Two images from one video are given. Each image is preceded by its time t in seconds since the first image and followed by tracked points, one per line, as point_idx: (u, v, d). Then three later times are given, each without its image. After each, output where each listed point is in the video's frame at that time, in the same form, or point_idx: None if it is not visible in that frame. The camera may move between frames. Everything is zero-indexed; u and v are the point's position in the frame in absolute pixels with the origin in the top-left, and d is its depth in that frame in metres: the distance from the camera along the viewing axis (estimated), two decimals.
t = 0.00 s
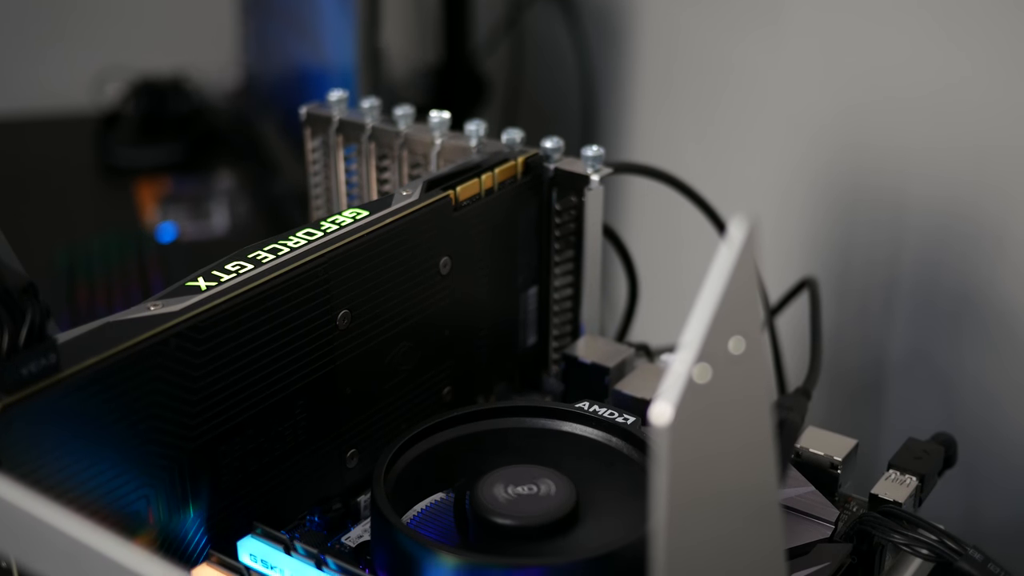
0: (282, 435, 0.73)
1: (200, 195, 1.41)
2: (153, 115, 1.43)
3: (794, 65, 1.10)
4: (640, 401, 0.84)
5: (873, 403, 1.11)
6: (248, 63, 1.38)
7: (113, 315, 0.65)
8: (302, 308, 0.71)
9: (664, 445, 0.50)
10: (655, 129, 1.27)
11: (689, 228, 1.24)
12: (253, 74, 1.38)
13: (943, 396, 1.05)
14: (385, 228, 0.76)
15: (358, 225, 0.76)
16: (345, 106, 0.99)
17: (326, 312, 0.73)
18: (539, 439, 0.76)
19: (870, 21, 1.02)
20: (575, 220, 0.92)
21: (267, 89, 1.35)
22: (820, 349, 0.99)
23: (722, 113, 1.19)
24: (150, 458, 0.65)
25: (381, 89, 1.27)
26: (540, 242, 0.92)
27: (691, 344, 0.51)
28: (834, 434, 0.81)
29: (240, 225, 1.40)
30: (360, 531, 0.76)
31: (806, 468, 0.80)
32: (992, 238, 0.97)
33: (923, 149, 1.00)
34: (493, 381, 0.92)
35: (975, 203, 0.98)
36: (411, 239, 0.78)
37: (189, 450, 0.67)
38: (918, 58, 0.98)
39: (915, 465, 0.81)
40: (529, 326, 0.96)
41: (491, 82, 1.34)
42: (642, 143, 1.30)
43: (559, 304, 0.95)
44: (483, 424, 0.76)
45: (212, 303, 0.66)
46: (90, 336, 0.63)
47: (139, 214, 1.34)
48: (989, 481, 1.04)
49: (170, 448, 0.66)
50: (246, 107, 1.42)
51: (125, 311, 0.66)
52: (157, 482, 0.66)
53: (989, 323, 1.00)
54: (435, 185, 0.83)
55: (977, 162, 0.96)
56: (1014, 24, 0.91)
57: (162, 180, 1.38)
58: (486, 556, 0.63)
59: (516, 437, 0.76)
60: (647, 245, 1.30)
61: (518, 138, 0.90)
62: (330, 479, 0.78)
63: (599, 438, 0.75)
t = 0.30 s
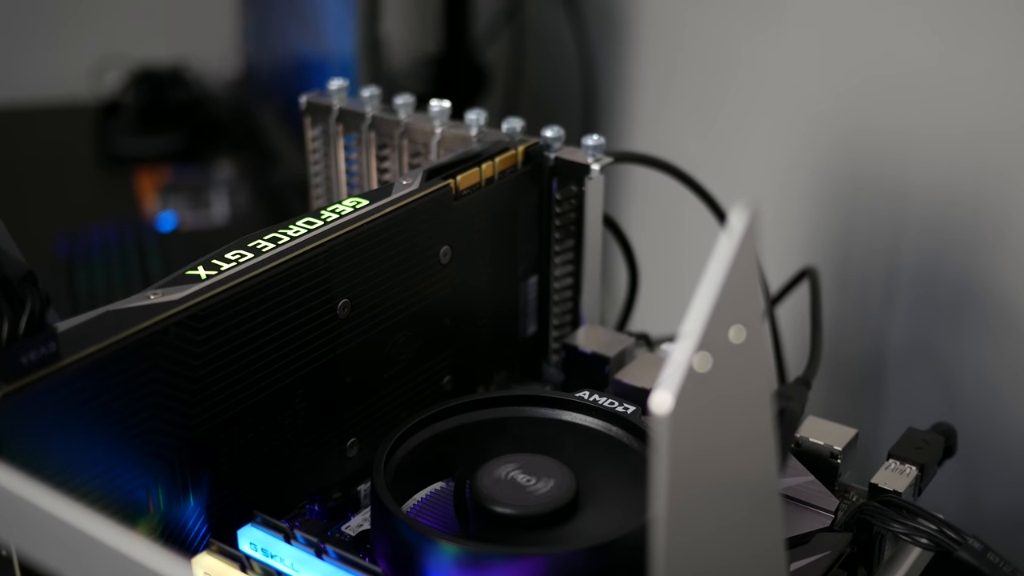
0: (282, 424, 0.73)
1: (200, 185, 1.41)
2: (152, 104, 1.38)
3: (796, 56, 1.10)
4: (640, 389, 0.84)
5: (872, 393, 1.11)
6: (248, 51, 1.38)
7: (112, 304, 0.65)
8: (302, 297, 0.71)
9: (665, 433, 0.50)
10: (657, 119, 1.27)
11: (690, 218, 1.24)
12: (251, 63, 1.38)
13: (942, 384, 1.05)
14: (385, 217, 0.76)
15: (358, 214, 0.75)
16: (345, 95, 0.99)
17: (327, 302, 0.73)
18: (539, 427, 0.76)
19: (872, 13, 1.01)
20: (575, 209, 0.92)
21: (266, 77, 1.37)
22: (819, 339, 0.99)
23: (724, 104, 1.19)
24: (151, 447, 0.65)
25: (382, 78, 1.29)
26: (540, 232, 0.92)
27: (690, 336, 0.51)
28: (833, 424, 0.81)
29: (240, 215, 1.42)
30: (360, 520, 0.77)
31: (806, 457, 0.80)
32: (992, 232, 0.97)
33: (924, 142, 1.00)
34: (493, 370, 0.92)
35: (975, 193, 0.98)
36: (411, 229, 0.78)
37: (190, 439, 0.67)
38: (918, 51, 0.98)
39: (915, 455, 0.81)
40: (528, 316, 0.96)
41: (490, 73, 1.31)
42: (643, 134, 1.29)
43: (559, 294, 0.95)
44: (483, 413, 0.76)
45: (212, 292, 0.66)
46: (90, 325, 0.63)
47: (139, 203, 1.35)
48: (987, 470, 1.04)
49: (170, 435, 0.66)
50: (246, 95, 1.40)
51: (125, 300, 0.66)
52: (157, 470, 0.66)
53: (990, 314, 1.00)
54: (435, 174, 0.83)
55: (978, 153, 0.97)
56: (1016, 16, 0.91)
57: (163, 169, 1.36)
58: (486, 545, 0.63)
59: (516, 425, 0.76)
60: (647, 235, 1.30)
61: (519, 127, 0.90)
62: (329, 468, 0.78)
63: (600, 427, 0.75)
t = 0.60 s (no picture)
0: (282, 411, 0.73)
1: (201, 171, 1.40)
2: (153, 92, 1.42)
3: (798, 45, 1.09)
4: (640, 377, 0.84)
5: (873, 382, 1.11)
6: (248, 39, 1.40)
7: (112, 291, 0.65)
8: (303, 284, 0.71)
9: (666, 421, 0.50)
10: (658, 107, 1.27)
11: (689, 206, 1.24)
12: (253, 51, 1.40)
13: (941, 372, 1.05)
14: (386, 205, 0.76)
15: (358, 201, 0.75)
16: (345, 83, 0.99)
17: (327, 289, 0.73)
18: (539, 415, 0.76)
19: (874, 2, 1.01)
20: (575, 197, 0.92)
21: (267, 65, 1.38)
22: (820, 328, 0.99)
23: (725, 92, 1.19)
24: (151, 434, 0.65)
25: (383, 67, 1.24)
26: (540, 220, 0.92)
27: (689, 323, 0.51)
28: (834, 412, 0.81)
29: (240, 202, 1.39)
30: (360, 508, 0.77)
31: (806, 446, 0.80)
32: (993, 223, 0.97)
33: (926, 133, 1.00)
34: (494, 358, 0.92)
35: (975, 182, 0.98)
36: (411, 216, 0.78)
37: (190, 426, 0.67)
38: (921, 39, 0.98)
39: (915, 443, 0.81)
40: (529, 304, 0.96)
41: (491, 60, 1.31)
42: (644, 123, 1.29)
43: (558, 282, 0.95)
44: (483, 401, 0.76)
45: (212, 280, 0.66)
46: (91, 311, 0.63)
47: (139, 190, 1.33)
48: (988, 459, 1.04)
49: (170, 422, 0.66)
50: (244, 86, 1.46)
51: (126, 288, 0.66)
52: (157, 457, 0.66)
53: (990, 303, 1.00)
54: (436, 161, 0.83)
55: (979, 141, 0.97)
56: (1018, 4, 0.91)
57: (162, 156, 1.37)
58: (487, 533, 0.63)
59: (516, 413, 0.76)
60: (648, 224, 1.30)
61: (519, 114, 0.90)
62: (329, 455, 0.78)
63: (600, 416, 0.75)
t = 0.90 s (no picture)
0: (282, 399, 0.73)
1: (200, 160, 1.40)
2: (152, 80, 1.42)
3: (799, 34, 1.09)
4: (640, 365, 0.84)
5: (873, 370, 1.11)
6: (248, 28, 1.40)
7: (112, 279, 0.65)
8: (303, 272, 0.71)
9: (666, 409, 0.50)
10: (658, 95, 1.26)
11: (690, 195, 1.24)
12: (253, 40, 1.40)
13: (941, 361, 1.06)
14: (386, 192, 0.76)
15: (358, 189, 0.75)
16: (345, 70, 0.98)
17: (327, 277, 0.73)
18: (538, 402, 0.76)
19: None
20: (575, 185, 0.92)
21: (267, 52, 1.38)
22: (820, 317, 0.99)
23: (725, 82, 1.18)
24: (151, 421, 0.65)
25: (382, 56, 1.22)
26: (541, 209, 0.92)
27: (690, 311, 0.51)
28: (834, 401, 0.81)
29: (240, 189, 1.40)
30: (360, 496, 0.77)
31: (806, 434, 0.80)
32: (992, 213, 0.97)
33: (926, 124, 1.00)
34: (494, 346, 0.92)
35: (975, 171, 0.98)
36: (411, 204, 0.78)
37: (190, 413, 0.67)
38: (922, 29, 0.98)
39: (915, 432, 0.81)
40: (529, 292, 0.96)
41: (491, 48, 1.26)
42: (645, 111, 1.28)
43: (559, 270, 0.94)
44: (483, 389, 0.76)
45: (212, 267, 0.66)
46: (90, 299, 0.63)
47: (139, 179, 1.34)
48: (988, 448, 1.05)
49: (170, 409, 0.66)
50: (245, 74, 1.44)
51: (125, 275, 0.66)
52: (157, 444, 0.66)
53: (990, 292, 1.00)
54: (436, 150, 0.82)
55: (979, 131, 0.96)
56: None
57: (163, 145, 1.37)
58: (485, 522, 0.63)
59: (516, 401, 0.76)
60: (648, 213, 1.30)
61: (520, 102, 0.89)
62: (329, 443, 0.78)
63: (600, 404, 0.75)
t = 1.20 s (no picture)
0: (282, 387, 0.73)
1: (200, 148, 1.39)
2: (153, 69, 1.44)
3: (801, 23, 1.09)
4: (638, 354, 0.84)
5: (872, 359, 1.12)
6: (248, 16, 1.38)
7: (113, 266, 0.65)
8: (303, 260, 0.71)
9: (666, 398, 0.50)
10: (658, 85, 1.26)
11: (690, 185, 1.24)
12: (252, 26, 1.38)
13: (941, 350, 1.06)
14: (386, 180, 0.75)
15: (358, 177, 0.75)
16: (345, 58, 0.98)
17: (327, 265, 0.73)
18: (538, 391, 0.76)
19: None
20: (576, 173, 0.92)
21: (268, 40, 1.36)
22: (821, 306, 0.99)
23: (725, 72, 1.18)
24: (151, 408, 0.65)
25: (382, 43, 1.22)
26: (541, 198, 0.92)
27: (691, 301, 0.51)
28: (835, 390, 0.81)
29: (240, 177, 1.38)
30: (360, 484, 0.77)
31: (806, 422, 0.81)
32: (993, 204, 0.97)
33: (927, 114, 1.00)
34: (494, 335, 0.92)
35: (976, 161, 0.98)
36: (411, 192, 0.78)
37: (190, 401, 0.67)
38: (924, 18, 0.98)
39: (915, 421, 0.81)
40: (529, 280, 0.96)
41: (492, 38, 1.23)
42: (645, 100, 1.28)
43: (559, 258, 0.94)
44: (484, 377, 0.76)
45: (212, 255, 0.66)
46: (91, 287, 0.63)
47: (139, 168, 1.33)
48: (988, 438, 1.05)
49: (170, 397, 0.66)
50: (242, 63, 1.42)
51: (125, 263, 0.66)
52: (157, 432, 0.66)
53: (990, 281, 1.00)
54: (436, 137, 0.82)
55: (980, 121, 0.97)
56: None
57: (162, 134, 1.37)
58: (486, 509, 0.63)
59: (516, 390, 0.76)
60: (648, 203, 1.30)
61: (520, 91, 0.89)
62: (329, 431, 0.78)
63: (600, 392, 0.75)
